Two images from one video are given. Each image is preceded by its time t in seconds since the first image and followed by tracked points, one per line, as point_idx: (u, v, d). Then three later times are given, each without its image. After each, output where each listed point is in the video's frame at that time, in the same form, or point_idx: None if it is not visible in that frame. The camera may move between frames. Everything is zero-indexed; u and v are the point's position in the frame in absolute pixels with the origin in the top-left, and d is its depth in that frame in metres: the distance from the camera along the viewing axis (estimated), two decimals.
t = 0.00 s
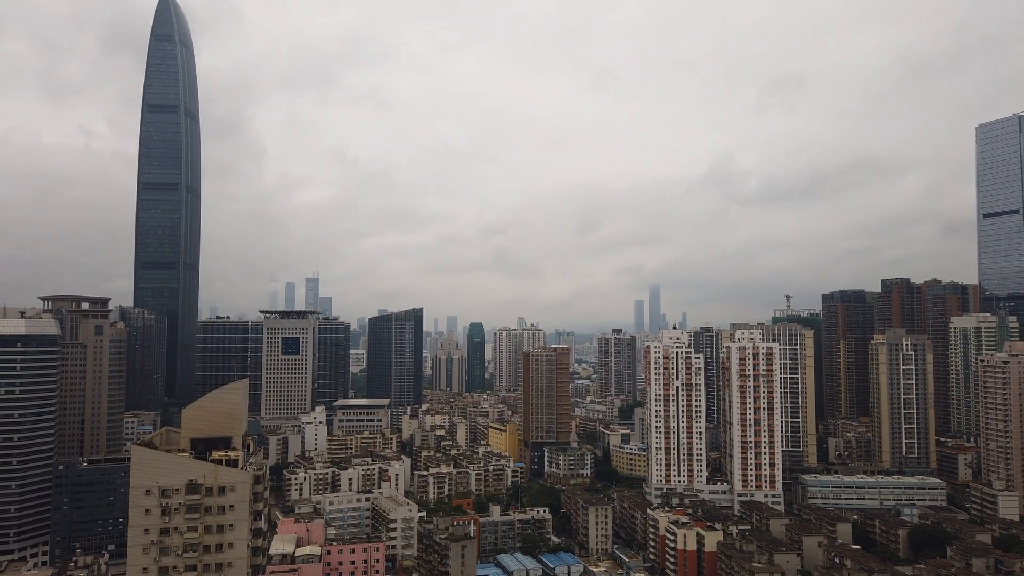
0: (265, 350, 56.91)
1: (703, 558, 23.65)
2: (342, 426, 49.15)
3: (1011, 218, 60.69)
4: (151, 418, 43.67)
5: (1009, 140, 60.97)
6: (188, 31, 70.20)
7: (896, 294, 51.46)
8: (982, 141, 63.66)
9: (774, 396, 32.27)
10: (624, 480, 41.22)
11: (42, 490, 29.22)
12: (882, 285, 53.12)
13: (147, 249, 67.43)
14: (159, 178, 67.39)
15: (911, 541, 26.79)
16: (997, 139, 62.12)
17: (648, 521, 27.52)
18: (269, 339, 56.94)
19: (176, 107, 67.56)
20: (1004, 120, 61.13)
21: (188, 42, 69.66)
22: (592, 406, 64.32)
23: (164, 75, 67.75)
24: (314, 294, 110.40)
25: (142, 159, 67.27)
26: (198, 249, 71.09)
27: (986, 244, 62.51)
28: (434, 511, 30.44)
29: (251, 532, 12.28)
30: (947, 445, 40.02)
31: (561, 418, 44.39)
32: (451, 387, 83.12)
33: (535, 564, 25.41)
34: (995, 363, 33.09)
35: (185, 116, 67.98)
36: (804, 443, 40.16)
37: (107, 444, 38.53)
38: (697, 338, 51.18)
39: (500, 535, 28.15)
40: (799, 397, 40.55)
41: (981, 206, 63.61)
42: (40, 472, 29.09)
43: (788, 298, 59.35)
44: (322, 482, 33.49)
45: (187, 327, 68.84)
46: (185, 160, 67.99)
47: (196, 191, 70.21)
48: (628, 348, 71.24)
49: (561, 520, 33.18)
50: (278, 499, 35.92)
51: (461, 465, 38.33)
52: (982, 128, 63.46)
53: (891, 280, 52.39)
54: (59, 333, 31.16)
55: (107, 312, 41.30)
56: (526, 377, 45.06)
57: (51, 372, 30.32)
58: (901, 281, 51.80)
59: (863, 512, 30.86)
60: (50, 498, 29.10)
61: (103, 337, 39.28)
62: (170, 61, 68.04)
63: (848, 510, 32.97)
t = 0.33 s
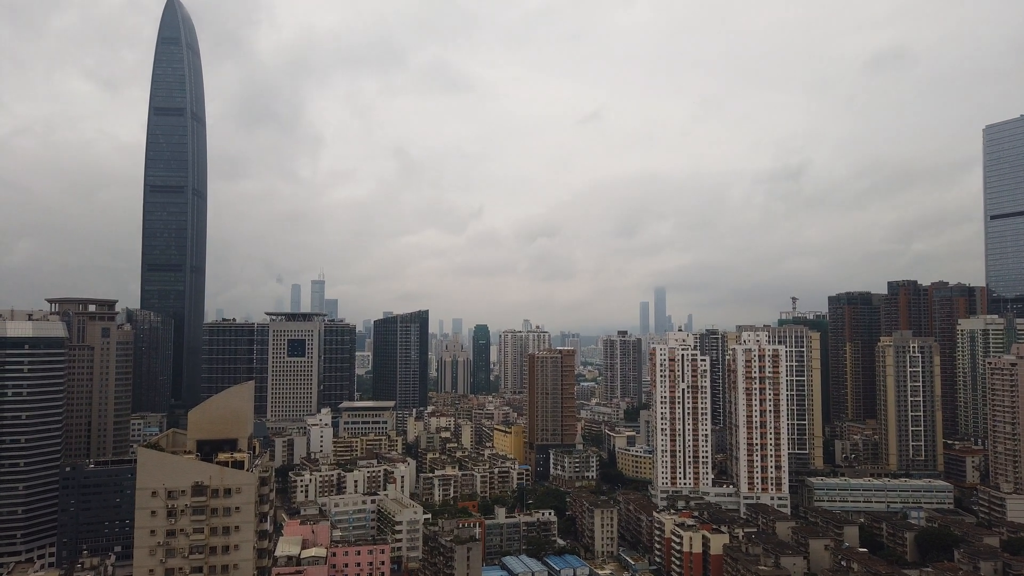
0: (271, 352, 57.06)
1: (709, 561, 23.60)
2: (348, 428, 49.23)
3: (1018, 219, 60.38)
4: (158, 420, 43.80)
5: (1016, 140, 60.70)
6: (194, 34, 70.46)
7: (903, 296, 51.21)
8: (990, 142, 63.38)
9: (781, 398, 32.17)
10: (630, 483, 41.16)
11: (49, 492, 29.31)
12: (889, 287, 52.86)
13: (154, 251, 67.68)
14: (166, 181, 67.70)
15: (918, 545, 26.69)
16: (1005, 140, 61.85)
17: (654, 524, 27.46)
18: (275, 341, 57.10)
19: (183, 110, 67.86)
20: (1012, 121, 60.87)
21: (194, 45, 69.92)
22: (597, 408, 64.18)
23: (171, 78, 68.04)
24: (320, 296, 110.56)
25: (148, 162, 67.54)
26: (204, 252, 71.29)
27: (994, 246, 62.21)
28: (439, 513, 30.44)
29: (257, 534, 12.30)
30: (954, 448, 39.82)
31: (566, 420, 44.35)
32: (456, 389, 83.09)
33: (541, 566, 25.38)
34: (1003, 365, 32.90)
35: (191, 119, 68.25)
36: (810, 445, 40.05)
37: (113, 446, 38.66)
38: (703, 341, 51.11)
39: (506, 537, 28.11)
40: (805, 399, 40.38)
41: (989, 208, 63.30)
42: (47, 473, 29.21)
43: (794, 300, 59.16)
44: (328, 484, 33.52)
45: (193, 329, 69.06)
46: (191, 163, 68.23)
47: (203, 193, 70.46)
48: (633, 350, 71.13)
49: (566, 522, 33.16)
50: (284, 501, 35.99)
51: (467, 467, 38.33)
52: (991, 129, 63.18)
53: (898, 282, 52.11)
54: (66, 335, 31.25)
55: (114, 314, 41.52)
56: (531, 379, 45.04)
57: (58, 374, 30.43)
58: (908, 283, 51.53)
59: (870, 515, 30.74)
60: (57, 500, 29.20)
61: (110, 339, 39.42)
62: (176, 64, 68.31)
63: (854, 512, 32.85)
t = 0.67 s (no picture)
0: (277, 354, 57.18)
1: (716, 564, 23.52)
2: (354, 430, 49.30)
3: None
4: (164, 422, 43.97)
5: None
6: (201, 38, 70.78)
7: (910, 298, 50.88)
8: (997, 144, 63.14)
9: (787, 401, 32.05)
10: (636, 485, 41.06)
11: (56, 493, 29.42)
12: (896, 290, 52.52)
13: (160, 254, 67.93)
14: (173, 183, 67.98)
15: (926, 548, 26.53)
16: (1012, 141, 61.62)
17: (659, 526, 27.39)
18: (281, 343, 57.23)
19: (189, 113, 68.17)
20: (1019, 122, 60.65)
21: (201, 48, 70.24)
22: (603, 410, 64.10)
23: (178, 81, 68.33)
24: (326, 298, 110.76)
25: (155, 165, 67.81)
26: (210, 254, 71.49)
27: (1001, 248, 61.93)
28: (445, 515, 30.47)
29: (263, 536, 12.32)
30: (962, 451, 39.58)
31: (572, 422, 44.28)
32: (462, 392, 83.06)
33: (547, 569, 25.32)
34: (1011, 367, 32.65)
35: (198, 122, 68.53)
36: (817, 448, 39.92)
37: (120, 448, 38.78)
38: (709, 343, 51.00)
39: (511, 540, 28.09)
40: (812, 401, 40.23)
41: (996, 209, 63.02)
42: (54, 475, 29.35)
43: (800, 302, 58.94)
44: (333, 486, 33.56)
45: (199, 331, 69.24)
46: (198, 166, 68.49)
47: (209, 196, 70.68)
48: (639, 352, 71.03)
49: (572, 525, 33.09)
50: (290, 503, 36.07)
51: (472, 470, 38.34)
52: (999, 129, 62.83)
53: (905, 284, 51.77)
54: (73, 338, 31.41)
55: (121, 317, 41.71)
56: (537, 381, 45.02)
57: (65, 375, 30.58)
58: (915, 285, 51.14)
59: (877, 518, 30.59)
60: (65, 501, 29.34)
61: (117, 341, 39.58)
62: (183, 68, 68.62)
63: (861, 515, 32.69)
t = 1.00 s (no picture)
0: (283, 356, 57.30)
1: (721, 566, 23.45)
2: (359, 432, 49.36)
3: None
4: (170, 423, 44.09)
5: None
6: (208, 41, 71.04)
7: (917, 300, 50.64)
8: (1005, 145, 62.89)
9: (793, 403, 31.95)
10: (641, 487, 41.01)
11: (63, 495, 29.51)
12: (903, 292, 52.27)
13: (167, 256, 68.16)
14: (179, 186, 68.22)
15: (933, 551, 26.41)
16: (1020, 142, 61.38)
17: (665, 529, 27.35)
18: (287, 345, 57.33)
19: (196, 116, 68.41)
20: None
21: (207, 51, 70.49)
22: (609, 412, 64.03)
23: (184, 84, 68.57)
24: (331, 300, 110.93)
25: (162, 167, 68.08)
26: (216, 256, 71.70)
27: (1009, 249, 61.68)
28: (450, 517, 30.47)
29: (268, 537, 12.33)
30: (969, 453, 39.40)
31: (577, 424, 44.23)
32: (467, 394, 83.10)
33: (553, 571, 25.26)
34: (1018, 370, 32.45)
35: (204, 124, 68.75)
36: (823, 450, 39.80)
37: (126, 449, 38.86)
38: (715, 345, 50.94)
39: (516, 542, 28.08)
40: (818, 404, 40.10)
41: (1004, 211, 62.77)
42: (61, 476, 29.44)
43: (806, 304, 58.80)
44: (338, 488, 33.62)
45: (206, 333, 69.47)
46: (204, 168, 68.69)
47: (215, 198, 70.90)
48: (644, 354, 70.94)
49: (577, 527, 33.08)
50: (295, 504, 36.15)
51: (477, 472, 38.35)
52: (1009, 129, 62.33)
53: (911, 286, 51.53)
54: (79, 339, 31.48)
55: (128, 318, 41.82)
56: (542, 382, 44.98)
57: (72, 377, 30.67)
58: (922, 288, 50.90)
59: (884, 521, 30.46)
60: (71, 503, 29.44)
61: (124, 343, 39.70)
62: (190, 70, 68.90)
63: (868, 518, 32.56)
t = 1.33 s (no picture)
0: (288, 358, 57.38)
1: (727, 569, 23.38)
2: (364, 433, 49.40)
3: None
4: (176, 426, 44.28)
5: None
6: (214, 44, 71.29)
7: (924, 302, 50.23)
8: (1012, 146, 62.60)
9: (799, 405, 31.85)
10: (647, 490, 40.94)
11: (70, 496, 29.63)
12: (909, 293, 52.01)
13: (173, 258, 68.41)
14: (185, 188, 68.44)
15: (940, 554, 26.27)
16: None
17: (670, 531, 27.30)
18: (292, 347, 57.39)
19: (202, 118, 68.63)
20: None
21: (213, 54, 70.73)
22: (614, 415, 63.94)
23: (190, 87, 68.81)
24: (337, 302, 111.14)
25: (168, 170, 68.33)
26: (222, 258, 71.90)
27: (1016, 251, 61.38)
28: (456, 519, 30.49)
29: (274, 539, 12.35)
30: (977, 456, 39.18)
31: (582, 426, 44.19)
32: (472, 396, 83.11)
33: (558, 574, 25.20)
34: None
35: (210, 127, 68.95)
36: (829, 453, 39.70)
37: (133, 451, 38.97)
38: (721, 347, 50.87)
39: (522, 544, 28.05)
40: (825, 406, 39.95)
41: (1010, 212, 62.45)
42: (68, 478, 29.56)
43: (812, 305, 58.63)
44: (343, 490, 33.63)
45: (212, 335, 69.66)
46: (211, 170, 68.89)
47: (221, 200, 71.12)
48: (649, 356, 70.85)
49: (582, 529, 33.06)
50: (301, 506, 36.19)
51: (483, 474, 38.32)
52: (1016, 131, 62.05)
53: (918, 288, 51.23)
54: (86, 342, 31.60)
55: (134, 320, 41.98)
56: (547, 384, 44.95)
57: (80, 379, 30.80)
58: (929, 289, 50.66)
59: (891, 523, 30.36)
60: (78, 505, 29.55)
61: (130, 345, 39.86)
62: (196, 73, 69.15)
63: (875, 521, 32.42)
